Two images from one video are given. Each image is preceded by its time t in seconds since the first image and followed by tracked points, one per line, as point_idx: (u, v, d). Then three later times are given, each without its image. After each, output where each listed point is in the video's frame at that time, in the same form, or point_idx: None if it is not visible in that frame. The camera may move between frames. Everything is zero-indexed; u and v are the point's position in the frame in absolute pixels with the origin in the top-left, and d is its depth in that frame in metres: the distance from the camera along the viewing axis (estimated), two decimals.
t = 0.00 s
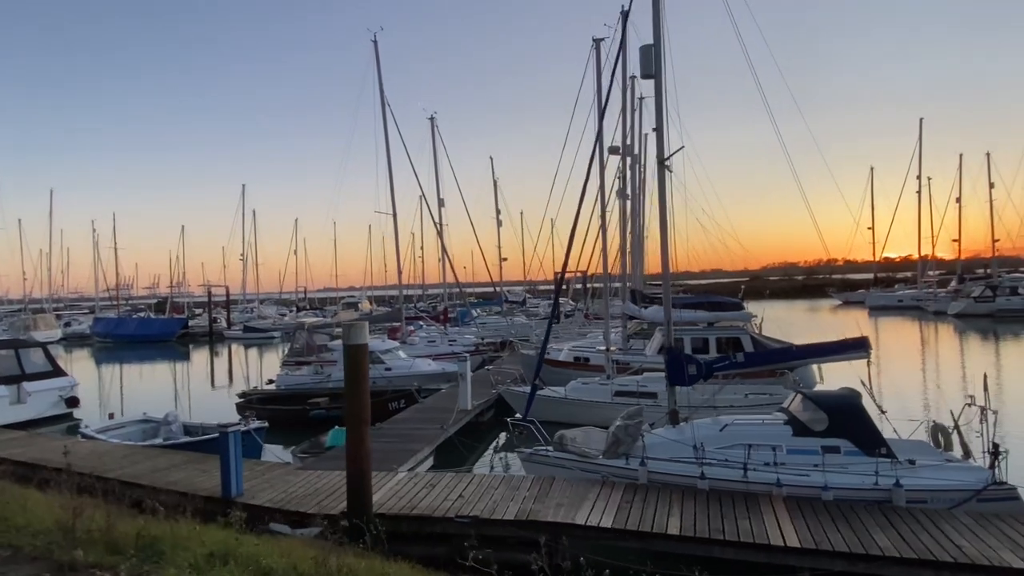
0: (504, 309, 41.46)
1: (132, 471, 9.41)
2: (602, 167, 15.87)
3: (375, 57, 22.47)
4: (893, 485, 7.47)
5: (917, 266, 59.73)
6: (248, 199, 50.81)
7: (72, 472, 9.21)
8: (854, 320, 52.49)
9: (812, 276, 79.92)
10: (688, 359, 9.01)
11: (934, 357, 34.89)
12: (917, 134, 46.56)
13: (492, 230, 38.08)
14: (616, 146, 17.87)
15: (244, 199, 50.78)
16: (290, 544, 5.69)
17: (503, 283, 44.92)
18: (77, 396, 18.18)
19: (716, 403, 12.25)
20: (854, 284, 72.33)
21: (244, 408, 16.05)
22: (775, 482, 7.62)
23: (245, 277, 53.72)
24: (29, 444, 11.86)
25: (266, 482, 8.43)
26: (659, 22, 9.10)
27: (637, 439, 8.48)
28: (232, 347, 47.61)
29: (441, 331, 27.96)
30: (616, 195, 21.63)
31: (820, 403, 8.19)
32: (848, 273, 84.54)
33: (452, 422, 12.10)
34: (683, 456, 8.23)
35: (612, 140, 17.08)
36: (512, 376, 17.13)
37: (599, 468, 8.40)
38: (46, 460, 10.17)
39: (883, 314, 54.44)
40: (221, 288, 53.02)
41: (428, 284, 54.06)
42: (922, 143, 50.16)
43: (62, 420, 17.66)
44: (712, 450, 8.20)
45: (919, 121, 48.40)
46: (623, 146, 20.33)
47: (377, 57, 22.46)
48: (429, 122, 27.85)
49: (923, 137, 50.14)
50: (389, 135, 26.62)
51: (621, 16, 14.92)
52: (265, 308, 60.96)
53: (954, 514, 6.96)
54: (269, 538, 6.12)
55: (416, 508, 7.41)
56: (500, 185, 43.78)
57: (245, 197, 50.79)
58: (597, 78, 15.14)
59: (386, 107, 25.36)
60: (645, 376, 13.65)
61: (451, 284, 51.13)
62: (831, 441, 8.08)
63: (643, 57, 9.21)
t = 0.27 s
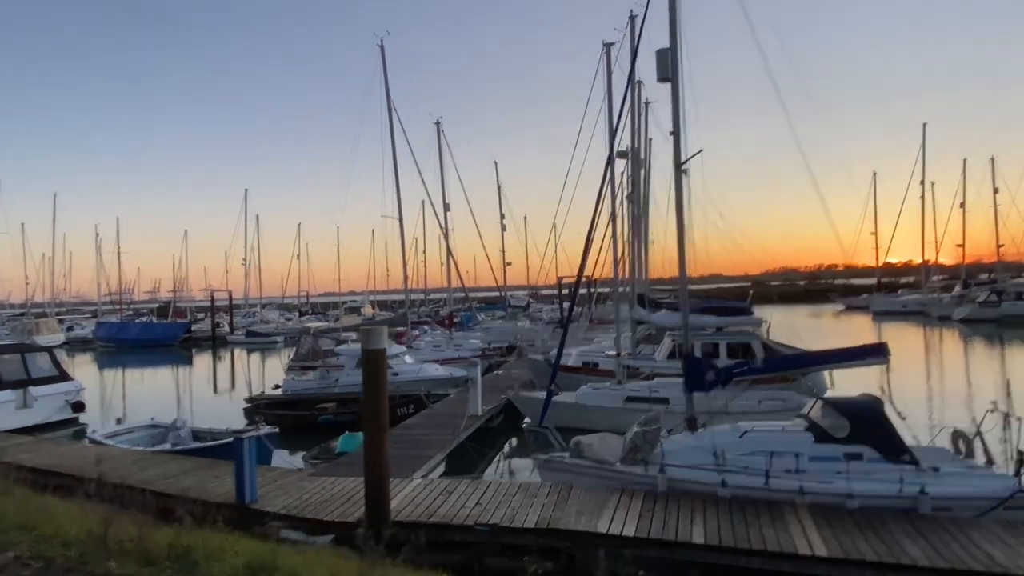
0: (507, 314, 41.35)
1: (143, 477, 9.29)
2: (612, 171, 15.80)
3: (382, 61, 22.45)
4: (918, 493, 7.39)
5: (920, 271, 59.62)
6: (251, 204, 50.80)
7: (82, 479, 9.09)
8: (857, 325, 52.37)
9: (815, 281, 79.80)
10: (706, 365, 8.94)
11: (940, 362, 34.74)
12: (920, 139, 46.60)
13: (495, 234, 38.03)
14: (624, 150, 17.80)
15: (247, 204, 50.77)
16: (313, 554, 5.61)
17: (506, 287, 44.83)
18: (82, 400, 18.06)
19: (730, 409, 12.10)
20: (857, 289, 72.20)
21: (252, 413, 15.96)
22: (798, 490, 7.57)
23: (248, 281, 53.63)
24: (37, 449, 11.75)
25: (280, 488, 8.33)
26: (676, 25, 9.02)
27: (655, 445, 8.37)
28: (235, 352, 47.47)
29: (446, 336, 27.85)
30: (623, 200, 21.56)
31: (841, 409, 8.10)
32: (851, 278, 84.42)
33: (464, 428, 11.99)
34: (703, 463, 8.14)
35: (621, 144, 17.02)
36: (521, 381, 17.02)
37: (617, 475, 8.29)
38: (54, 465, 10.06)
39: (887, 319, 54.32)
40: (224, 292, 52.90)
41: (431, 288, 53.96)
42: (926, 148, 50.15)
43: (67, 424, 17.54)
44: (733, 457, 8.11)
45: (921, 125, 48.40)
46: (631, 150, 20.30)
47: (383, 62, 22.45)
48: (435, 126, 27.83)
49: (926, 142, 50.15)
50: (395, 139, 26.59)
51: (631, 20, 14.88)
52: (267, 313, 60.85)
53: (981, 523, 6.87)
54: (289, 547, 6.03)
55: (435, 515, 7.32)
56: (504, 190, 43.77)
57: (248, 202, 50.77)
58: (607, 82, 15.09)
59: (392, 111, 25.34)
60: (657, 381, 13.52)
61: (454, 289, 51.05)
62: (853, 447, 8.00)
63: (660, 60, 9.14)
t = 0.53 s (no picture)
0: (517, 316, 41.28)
1: (163, 480, 9.30)
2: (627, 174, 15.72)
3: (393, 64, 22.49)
4: (949, 500, 7.29)
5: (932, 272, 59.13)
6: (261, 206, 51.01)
7: (102, 483, 9.10)
8: (869, 328, 51.97)
9: (824, 283, 79.28)
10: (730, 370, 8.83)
11: (954, 365, 34.41)
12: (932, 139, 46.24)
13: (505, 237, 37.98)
14: (638, 152, 17.72)
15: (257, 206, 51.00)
16: (341, 561, 5.58)
17: (516, 290, 44.79)
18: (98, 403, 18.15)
19: (749, 414, 12.00)
20: (867, 291, 71.69)
21: (267, 416, 15.98)
22: (826, 497, 7.49)
23: (258, 283, 53.85)
24: (56, 452, 11.80)
25: (300, 493, 8.29)
26: (698, 26, 8.94)
27: (679, 451, 8.26)
28: (245, 354, 47.65)
29: (457, 338, 27.84)
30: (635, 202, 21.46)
31: (870, 415, 7.98)
32: (861, 279, 83.83)
33: (481, 432, 11.92)
34: (727, 469, 8.06)
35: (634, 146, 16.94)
36: (534, 385, 16.95)
37: (640, 481, 8.19)
38: (74, 469, 10.08)
39: (898, 321, 53.89)
40: (234, 294, 53.15)
41: (440, 290, 53.99)
42: (938, 149, 49.78)
43: (82, 427, 17.63)
44: (758, 463, 8.03)
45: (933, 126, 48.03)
46: (643, 152, 20.22)
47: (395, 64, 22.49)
48: (446, 129, 27.86)
49: (938, 143, 49.77)
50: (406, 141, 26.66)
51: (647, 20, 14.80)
52: (277, 314, 61.07)
53: (1016, 532, 6.76)
54: (314, 553, 5.99)
55: (458, 521, 7.25)
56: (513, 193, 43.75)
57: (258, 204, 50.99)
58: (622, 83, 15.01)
59: (403, 114, 25.40)
60: (673, 385, 13.41)
61: (463, 291, 51.06)
62: (881, 454, 7.90)
63: (681, 61, 9.06)
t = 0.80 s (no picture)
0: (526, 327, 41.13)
1: (177, 495, 9.20)
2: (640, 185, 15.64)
3: (405, 76, 22.62)
4: (982, 520, 7.10)
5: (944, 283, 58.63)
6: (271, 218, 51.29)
7: (116, 498, 9.01)
8: (880, 339, 51.52)
9: (834, 293, 78.79)
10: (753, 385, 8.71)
11: (969, 378, 33.99)
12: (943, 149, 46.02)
13: (512, 248, 37.94)
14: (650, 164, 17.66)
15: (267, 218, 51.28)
16: None
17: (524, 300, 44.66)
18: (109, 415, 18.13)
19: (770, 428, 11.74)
20: (878, 302, 71.15)
21: (279, 429, 15.91)
22: (854, 515, 7.33)
23: (267, 293, 54.04)
24: (70, 465, 11.75)
25: (317, 508, 8.18)
26: (716, 38, 8.89)
27: (702, 468, 8.11)
28: (254, 365, 47.70)
29: (467, 349, 27.74)
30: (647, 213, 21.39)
31: (897, 431, 7.80)
32: (871, 290, 83.28)
33: (496, 446, 11.79)
34: (751, 487, 7.91)
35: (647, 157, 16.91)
36: (547, 397, 16.80)
37: (662, 498, 8.03)
38: (88, 483, 10.00)
39: (910, 332, 53.40)
40: (243, 305, 53.34)
41: (448, 301, 53.98)
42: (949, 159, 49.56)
43: (94, 439, 17.61)
44: (783, 480, 7.89)
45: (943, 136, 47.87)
46: (654, 163, 20.18)
47: (406, 77, 22.62)
48: (456, 141, 27.92)
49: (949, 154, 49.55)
50: (417, 152, 26.73)
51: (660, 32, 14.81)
52: (286, 325, 61.20)
53: None
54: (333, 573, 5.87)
55: (478, 539, 7.12)
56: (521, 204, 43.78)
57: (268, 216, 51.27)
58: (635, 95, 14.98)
59: (414, 126, 25.51)
60: (690, 398, 13.24)
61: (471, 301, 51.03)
62: (910, 471, 7.72)
63: (700, 72, 9.00)
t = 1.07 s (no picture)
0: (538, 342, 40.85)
1: (194, 516, 9.04)
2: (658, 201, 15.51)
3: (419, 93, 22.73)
4: None
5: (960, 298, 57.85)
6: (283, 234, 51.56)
7: (132, 520, 8.87)
8: (896, 354, 50.78)
9: (847, 308, 78.00)
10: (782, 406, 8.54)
11: (989, 395, 33.36)
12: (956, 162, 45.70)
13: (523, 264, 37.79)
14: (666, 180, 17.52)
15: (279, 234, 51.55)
16: None
17: (535, 316, 44.46)
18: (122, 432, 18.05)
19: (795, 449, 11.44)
20: (892, 317, 70.33)
21: (292, 447, 15.74)
22: (892, 541, 7.07)
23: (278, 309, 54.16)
24: (84, 484, 11.65)
25: (336, 531, 8.02)
26: (739, 53, 8.79)
27: (730, 491, 7.91)
28: (264, 381, 47.66)
29: (479, 366, 27.54)
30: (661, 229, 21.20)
31: (933, 454, 7.54)
32: (884, 305, 82.37)
33: (514, 466, 11.59)
34: (782, 511, 7.70)
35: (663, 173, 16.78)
36: (562, 414, 16.56)
37: (690, 523, 7.80)
38: (103, 503, 9.89)
39: (926, 348, 52.64)
40: (255, 320, 53.49)
41: (458, 316, 53.87)
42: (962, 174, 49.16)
43: (107, 456, 17.53)
44: (815, 505, 7.69)
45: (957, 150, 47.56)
46: (669, 178, 20.06)
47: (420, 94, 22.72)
48: (469, 157, 27.93)
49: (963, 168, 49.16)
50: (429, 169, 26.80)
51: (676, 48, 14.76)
52: (296, 340, 61.25)
53: None
54: None
55: (502, 565, 6.93)
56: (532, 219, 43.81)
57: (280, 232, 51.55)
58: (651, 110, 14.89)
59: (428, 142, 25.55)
60: (710, 417, 12.99)
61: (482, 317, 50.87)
62: (947, 495, 7.44)
63: (723, 88, 8.90)
